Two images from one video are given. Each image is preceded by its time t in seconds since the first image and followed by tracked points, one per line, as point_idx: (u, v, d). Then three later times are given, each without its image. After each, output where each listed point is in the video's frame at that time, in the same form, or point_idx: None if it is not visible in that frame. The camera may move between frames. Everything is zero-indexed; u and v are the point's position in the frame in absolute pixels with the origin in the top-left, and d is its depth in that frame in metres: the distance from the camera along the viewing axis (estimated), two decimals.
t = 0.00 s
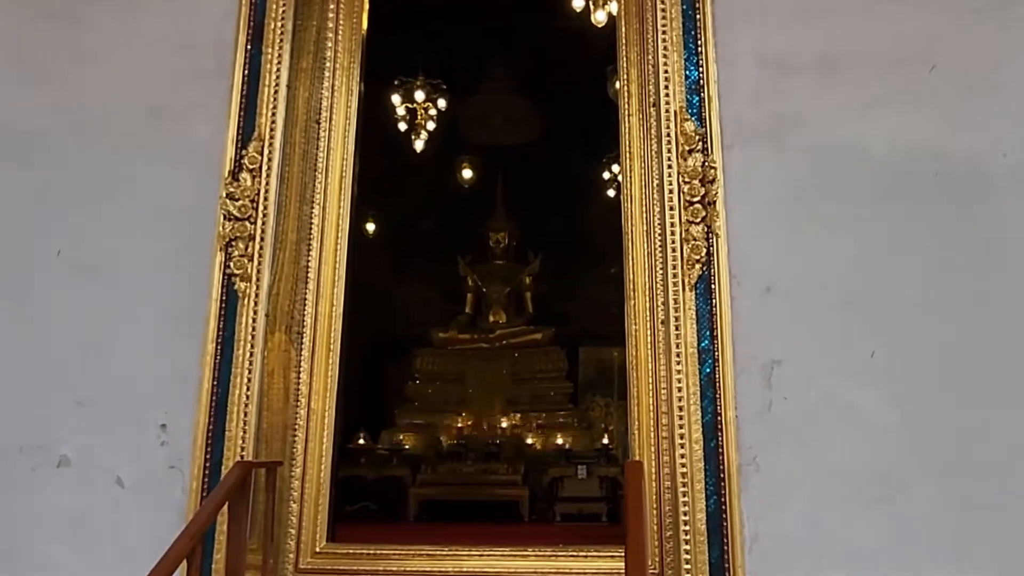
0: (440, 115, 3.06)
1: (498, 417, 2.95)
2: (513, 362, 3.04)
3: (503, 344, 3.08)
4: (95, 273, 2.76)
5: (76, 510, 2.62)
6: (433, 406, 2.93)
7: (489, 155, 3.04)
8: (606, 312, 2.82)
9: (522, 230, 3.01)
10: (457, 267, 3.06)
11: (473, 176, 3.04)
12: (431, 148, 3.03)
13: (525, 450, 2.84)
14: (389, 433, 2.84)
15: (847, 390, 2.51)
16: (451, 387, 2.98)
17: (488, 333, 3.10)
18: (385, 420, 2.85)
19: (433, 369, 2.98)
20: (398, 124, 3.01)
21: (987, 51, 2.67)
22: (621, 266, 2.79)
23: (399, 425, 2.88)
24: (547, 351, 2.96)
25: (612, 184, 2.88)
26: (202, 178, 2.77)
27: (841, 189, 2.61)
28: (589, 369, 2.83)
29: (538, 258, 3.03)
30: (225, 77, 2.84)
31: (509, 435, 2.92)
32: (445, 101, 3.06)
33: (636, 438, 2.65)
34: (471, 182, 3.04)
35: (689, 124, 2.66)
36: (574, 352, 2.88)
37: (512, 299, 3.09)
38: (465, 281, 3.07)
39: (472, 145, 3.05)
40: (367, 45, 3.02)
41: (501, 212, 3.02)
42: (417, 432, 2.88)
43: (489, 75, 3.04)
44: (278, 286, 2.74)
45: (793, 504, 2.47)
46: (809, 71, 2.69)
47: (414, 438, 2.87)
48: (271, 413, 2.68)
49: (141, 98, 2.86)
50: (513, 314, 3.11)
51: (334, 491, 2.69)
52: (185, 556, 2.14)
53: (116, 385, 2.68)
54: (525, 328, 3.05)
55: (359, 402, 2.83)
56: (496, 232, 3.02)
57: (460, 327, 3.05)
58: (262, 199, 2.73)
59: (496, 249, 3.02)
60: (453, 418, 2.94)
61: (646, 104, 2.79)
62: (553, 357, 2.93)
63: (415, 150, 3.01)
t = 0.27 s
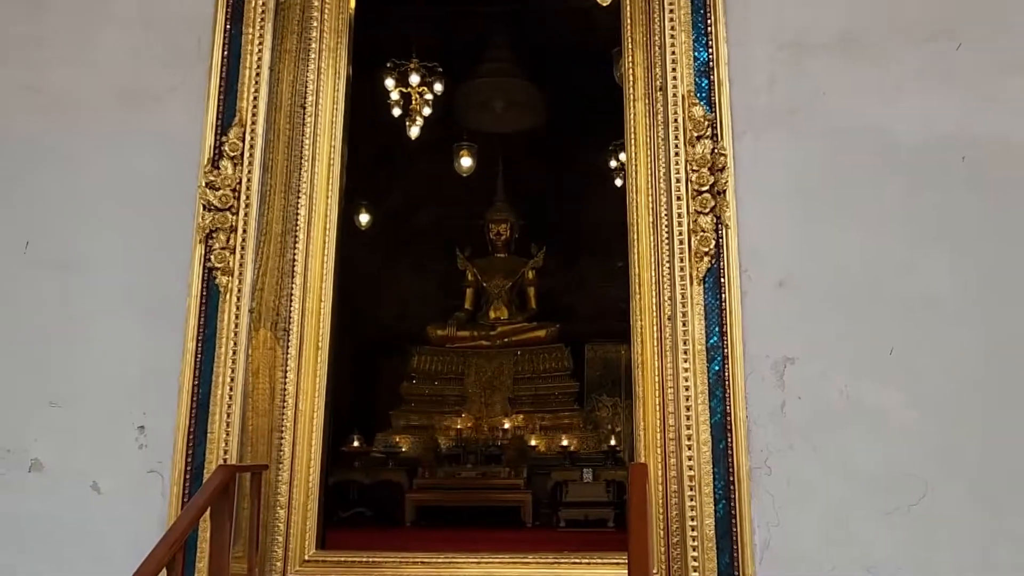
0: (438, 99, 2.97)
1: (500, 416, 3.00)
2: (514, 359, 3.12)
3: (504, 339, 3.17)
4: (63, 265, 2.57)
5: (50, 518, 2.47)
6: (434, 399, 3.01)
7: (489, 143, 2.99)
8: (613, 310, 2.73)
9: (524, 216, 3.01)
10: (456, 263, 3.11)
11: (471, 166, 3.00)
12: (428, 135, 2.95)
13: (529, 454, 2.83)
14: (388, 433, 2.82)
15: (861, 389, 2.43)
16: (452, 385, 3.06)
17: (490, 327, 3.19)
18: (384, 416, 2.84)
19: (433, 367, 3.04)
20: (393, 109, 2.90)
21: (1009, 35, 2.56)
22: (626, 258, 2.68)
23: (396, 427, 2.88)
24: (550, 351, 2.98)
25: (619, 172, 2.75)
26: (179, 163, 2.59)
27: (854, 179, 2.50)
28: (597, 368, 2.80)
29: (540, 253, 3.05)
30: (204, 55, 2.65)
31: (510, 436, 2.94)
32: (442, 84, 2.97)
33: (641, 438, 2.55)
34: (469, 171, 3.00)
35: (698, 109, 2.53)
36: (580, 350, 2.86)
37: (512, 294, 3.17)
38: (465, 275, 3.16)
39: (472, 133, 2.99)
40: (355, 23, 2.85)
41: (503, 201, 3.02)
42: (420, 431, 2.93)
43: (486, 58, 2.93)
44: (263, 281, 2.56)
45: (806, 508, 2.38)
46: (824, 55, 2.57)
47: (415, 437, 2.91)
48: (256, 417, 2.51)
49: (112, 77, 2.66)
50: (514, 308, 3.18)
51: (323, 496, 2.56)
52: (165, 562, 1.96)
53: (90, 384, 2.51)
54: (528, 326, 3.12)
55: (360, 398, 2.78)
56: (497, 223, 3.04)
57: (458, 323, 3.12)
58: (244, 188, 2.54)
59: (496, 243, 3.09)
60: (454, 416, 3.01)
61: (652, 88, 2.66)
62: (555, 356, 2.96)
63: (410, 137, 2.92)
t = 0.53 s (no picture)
0: (434, 82, 2.83)
1: (502, 416, 2.88)
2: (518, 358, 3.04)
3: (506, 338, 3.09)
4: (39, 258, 2.43)
5: (27, 525, 2.34)
6: (432, 398, 2.90)
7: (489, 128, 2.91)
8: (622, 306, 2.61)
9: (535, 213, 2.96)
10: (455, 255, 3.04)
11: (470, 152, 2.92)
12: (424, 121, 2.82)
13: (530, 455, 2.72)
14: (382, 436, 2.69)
15: (881, 387, 2.31)
16: (451, 384, 2.96)
17: (490, 323, 3.10)
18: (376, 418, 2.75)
19: (431, 364, 2.94)
20: (387, 94, 2.76)
21: None
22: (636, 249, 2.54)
23: (391, 429, 2.74)
24: (554, 348, 2.94)
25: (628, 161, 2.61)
26: (161, 151, 2.45)
27: (874, 166, 2.38)
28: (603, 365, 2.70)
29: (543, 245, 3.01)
30: (189, 38, 2.51)
31: (512, 440, 2.80)
32: (439, 67, 2.83)
33: (649, 440, 2.42)
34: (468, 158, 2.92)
35: (709, 92, 2.38)
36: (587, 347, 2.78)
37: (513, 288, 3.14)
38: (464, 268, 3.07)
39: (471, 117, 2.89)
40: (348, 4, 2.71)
41: (505, 185, 2.95)
42: (417, 429, 2.81)
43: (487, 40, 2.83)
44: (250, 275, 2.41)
45: (823, 513, 2.27)
46: (842, 35, 2.44)
47: (409, 444, 2.75)
48: (243, 418, 2.35)
49: (92, 61, 2.53)
50: (516, 303, 3.14)
51: (315, 500, 2.43)
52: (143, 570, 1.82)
53: (68, 384, 2.38)
54: (528, 322, 3.06)
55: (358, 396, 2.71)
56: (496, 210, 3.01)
57: (456, 320, 3.03)
58: (229, 178, 2.39)
59: (496, 235, 3.06)
60: (453, 417, 2.89)
61: (660, 71, 2.52)
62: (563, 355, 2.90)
63: (406, 123, 2.79)
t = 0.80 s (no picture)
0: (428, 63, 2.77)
1: (503, 418, 2.92)
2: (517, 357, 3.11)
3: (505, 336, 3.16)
4: (14, 251, 2.31)
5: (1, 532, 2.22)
6: (427, 403, 3.00)
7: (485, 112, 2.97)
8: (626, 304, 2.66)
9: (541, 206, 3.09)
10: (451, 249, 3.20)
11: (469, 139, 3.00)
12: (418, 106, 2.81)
13: (531, 460, 2.71)
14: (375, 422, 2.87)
15: (900, 388, 2.19)
16: (447, 384, 3.05)
17: (488, 322, 3.19)
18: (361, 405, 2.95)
19: (426, 365, 3.08)
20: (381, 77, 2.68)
21: None
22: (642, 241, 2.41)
23: (385, 433, 2.86)
24: (555, 348, 3.03)
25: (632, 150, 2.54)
26: (142, 139, 2.33)
27: (893, 154, 2.25)
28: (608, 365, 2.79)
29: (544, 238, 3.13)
30: (172, 20, 2.39)
31: (513, 444, 2.79)
32: (434, 50, 2.75)
33: (658, 445, 2.29)
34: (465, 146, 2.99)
35: (719, 77, 2.27)
36: (590, 347, 2.89)
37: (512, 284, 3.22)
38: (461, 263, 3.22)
39: (467, 104, 2.93)
40: None
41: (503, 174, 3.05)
42: (412, 437, 2.88)
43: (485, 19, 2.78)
44: (235, 269, 2.27)
45: (838, 520, 2.15)
46: (858, 18, 2.32)
47: (405, 448, 2.82)
48: (228, 419, 2.23)
49: (70, 44, 2.40)
50: (516, 300, 3.23)
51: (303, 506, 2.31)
52: None
53: (43, 384, 2.26)
54: (528, 318, 3.16)
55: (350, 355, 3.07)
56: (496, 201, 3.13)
57: (452, 318, 3.16)
58: (213, 166, 2.27)
59: (496, 227, 3.19)
60: (449, 418, 2.95)
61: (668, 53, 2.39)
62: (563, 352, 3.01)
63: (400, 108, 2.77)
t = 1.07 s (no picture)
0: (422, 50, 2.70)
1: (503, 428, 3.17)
2: (515, 357, 3.42)
3: (500, 339, 3.46)
4: None
5: None
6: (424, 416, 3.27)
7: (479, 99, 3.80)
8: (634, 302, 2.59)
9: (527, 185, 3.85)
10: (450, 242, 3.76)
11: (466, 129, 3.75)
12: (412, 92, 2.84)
13: (530, 467, 2.74)
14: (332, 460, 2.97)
15: (917, 389, 2.08)
16: (443, 399, 3.33)
17: (487, 322, 3.48)
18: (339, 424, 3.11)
19: (420, 367, 3.37)
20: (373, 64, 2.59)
21: None
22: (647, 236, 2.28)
23: (378, 437, 3.15)
24: (556, 347, 3.40)
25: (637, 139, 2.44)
26: (121, 127, 2.21)
27: (909, 143, 2.15)
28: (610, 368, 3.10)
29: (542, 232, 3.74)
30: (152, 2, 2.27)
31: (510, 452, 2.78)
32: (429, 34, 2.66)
33: (664, 451, 2.18)
34: (459, 134, 3.63)
35: (728, 62, 2.16)
36: (594, 346, 3.44)
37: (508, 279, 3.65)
38: (460, 256, 3.70)
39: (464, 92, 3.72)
40: None
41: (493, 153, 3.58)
42: (407, 450, 3.10)
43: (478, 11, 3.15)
44: (219, 265, 2.15)
45: (853, 527, 2.05)
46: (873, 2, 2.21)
47: (400, 455, 3.09)
48: (212, 424, 2.11)
49: (46, 29, 2.28)
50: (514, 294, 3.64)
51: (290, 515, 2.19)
52: None
53: (16, 385, 2.14)
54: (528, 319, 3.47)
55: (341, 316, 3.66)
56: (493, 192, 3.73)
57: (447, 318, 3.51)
58: (196, 156, 2.15)
59: (494, 220, 3.74)
60: (443, 419, 3.27)
61: (675, 38, 2.27)
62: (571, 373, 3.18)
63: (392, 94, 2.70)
